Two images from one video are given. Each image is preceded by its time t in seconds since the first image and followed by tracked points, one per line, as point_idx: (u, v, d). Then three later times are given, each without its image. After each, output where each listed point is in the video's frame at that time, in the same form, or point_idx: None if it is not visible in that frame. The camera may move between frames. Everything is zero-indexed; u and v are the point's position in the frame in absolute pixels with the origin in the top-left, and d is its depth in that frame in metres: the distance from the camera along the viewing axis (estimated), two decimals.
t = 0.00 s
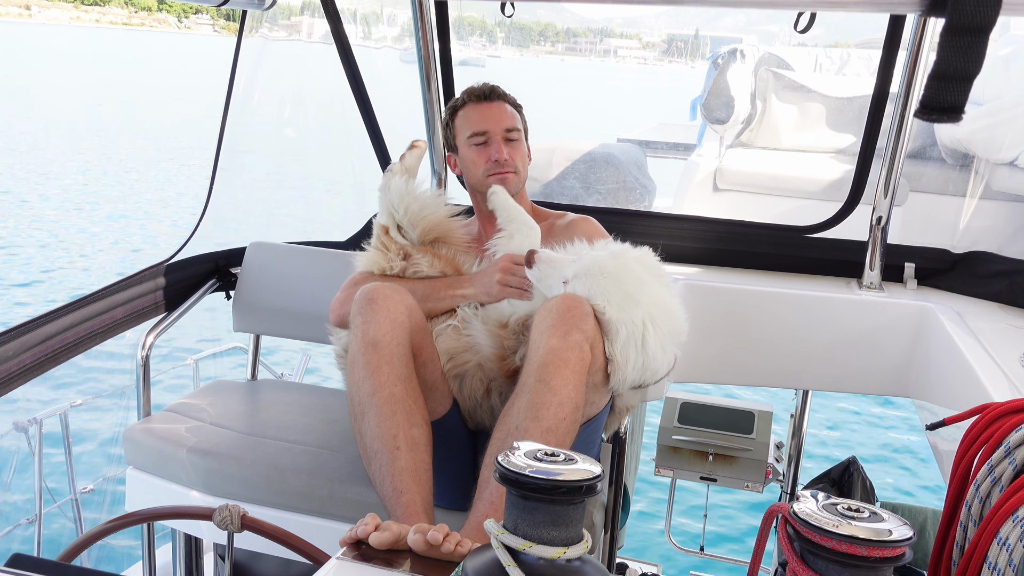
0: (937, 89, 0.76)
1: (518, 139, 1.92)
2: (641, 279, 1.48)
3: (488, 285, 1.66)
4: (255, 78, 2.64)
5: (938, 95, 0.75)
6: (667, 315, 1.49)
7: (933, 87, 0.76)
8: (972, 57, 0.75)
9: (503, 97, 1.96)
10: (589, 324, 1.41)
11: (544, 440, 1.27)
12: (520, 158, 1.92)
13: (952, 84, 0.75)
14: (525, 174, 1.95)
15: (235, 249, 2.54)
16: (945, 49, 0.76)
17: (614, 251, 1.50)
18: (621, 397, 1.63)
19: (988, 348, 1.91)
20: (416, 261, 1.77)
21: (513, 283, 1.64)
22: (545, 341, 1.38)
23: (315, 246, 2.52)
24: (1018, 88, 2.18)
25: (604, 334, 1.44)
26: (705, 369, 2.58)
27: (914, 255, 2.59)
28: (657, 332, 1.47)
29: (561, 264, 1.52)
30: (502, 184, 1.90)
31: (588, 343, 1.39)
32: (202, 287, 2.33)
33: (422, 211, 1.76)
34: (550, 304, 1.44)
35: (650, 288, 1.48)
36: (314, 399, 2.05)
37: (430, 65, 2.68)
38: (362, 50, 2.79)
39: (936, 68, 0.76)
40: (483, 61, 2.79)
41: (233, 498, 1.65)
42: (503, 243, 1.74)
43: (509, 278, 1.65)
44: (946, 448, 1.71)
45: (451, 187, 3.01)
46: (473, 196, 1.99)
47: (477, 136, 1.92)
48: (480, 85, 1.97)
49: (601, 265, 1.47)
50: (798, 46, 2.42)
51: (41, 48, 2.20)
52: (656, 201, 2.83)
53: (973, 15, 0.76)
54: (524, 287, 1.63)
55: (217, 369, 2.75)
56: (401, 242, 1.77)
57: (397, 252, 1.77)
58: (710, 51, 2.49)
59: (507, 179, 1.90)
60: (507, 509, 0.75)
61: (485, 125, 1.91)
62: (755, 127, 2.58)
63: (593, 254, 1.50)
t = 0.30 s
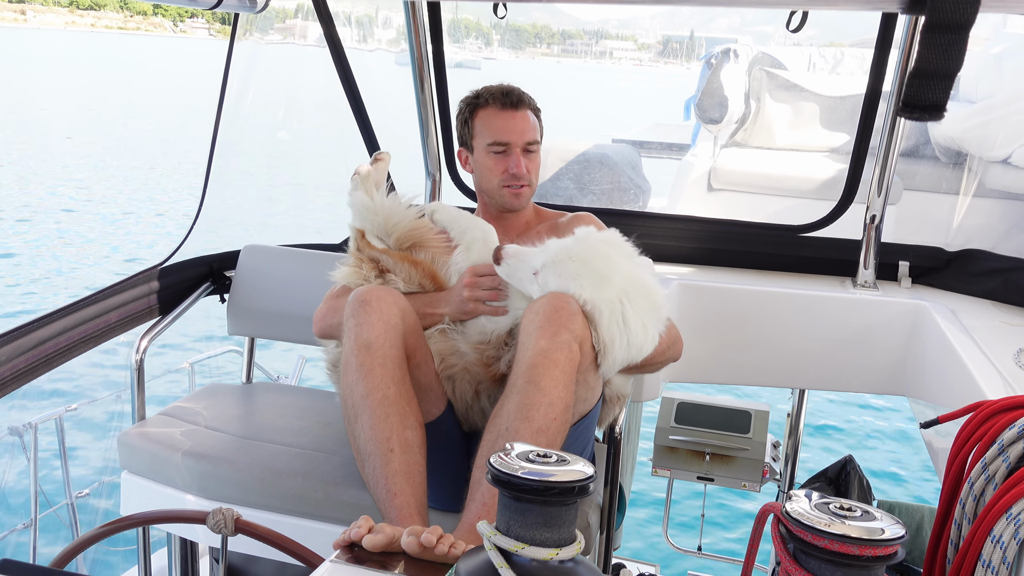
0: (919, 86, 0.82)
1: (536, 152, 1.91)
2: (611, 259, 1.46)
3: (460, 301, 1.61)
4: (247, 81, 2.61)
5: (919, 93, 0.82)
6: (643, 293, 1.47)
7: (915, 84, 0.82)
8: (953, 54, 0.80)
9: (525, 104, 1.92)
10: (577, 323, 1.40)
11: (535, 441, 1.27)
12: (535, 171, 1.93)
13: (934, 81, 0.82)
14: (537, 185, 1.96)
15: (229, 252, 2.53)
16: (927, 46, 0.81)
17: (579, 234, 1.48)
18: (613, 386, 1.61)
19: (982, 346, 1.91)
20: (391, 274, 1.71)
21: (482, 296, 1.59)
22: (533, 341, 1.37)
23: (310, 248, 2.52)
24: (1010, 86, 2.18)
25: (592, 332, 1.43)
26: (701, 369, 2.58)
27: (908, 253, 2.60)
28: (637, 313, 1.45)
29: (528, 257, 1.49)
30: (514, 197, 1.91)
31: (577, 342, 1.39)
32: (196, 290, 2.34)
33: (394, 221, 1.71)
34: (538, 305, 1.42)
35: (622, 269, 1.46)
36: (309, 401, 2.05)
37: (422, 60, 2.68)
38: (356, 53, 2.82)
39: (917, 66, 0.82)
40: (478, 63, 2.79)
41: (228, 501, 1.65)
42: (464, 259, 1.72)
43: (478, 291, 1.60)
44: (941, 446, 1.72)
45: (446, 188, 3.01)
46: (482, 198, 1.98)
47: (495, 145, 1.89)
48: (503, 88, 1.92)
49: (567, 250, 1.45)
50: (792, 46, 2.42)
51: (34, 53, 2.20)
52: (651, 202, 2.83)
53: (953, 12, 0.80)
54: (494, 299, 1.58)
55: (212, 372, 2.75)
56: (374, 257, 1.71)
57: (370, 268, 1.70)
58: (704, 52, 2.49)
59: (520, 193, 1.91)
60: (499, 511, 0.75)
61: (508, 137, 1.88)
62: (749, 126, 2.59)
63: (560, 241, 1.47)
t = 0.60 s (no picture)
0: (911, 91, 0.75)
1: (530, 158, 1.92)
2: (595, 253, 1.44)
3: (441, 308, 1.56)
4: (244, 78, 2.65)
5: (911, 97, 0.74)
6: (630, 282, 1.46)
7: (906, 89, 0.75)
8: (945, 57, 0.73)
9: (522, 110, 1.92)
10: (573, 327, 1.39)
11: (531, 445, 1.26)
12: (528, 178, 1.93)
13: (925, 85, 0.74)
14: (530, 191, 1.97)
15: (224, 255, 2.51)
16: (917, 50, 0.73)
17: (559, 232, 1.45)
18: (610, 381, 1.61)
19: (978, 348, 1.92)
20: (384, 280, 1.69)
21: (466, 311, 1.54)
22: (529, 344, 1.36)
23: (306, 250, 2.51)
24: (1006, 87, 2.19)
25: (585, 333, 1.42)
26: (697, 370, 2.58)
27: (904, 255, 2.59)
28: (627, 305, 1.44)
29: (510, 263, 1.46)
30: (507, 205, 1.92)
31: (573, 345, 1.38)
32: (190, 293, 2.31)
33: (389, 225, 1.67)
34: (531, 308, 1.41)
35: (605, 261, 1.45)
36: (304, 404, 2.04)
37: (419, 70, 2.72)
38: (351, 55, 2.81)
39: (908, 69, 0.74)
40: (475, 65, 2.79)
41: (223, 504, 1.65)
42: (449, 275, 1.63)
43: (461, 304, 1.54)
44: (937, 447, 1.72)
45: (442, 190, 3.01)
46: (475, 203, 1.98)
47: (490, 152, 1.89)
48: (500, 94, 1.91)
49: (551, 251, 1.43)
50: (788, 48, 2.42)
51: (30, 54, 2.19)
52: (647, 203, 2.82)
53: (944, 13, 0.73)
54: (479, 312, 1.54)
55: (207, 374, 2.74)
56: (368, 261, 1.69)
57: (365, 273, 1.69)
58: (700, 54, 2.49)
59: (513, 200, 1.92)
60: (495, 514, 0.75)
61: (502, 145, 1.88)
62: (745, 128, 2.59)
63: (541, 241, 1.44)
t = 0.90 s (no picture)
0: (914, 93, 0.76)
1: (529, 162, 1.91)
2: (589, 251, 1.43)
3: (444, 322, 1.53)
4: (240, 87, 2.65)
5: (915, 99, 0.76)
6: (626, 275, 1.48)
7: (910, 91, 0.76)
8: (949, 61, 0.75)
9: (518, 114, 1.91)
10: (606, 347, 1.39)
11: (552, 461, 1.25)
12: (527, 181, 1.93)
13: (930, 88, 0.76)
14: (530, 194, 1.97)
15: (222, 259, 2.53)
16: (923, 52, 0.75)
17: (552, 233, 1.42)
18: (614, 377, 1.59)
19: (976, 349, 1.92)
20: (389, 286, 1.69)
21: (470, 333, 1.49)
22: (560, 360, 1.36)
23: (303, 254, 2.51)
24: (1002, 89, 2.20)
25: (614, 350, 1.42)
26: (695, 373, 2.59)
27: (901, 257, 2.57)
28: (631, 300, 1.46)
29: (504, 273, 1.39)
30: (507, 209, 1.92)
31: (604, 366, 1.38)
32: (190, 297, 2.34)
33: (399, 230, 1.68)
34: (564, 321, 1.39)
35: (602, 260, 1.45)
36: (303, 408, 2.04)
37: (416, 71, 2.73)
38: (348, 57, 2.81)
39: (913, 72, 0.76)
40: (471, 68, 2.79)
41: (222, 508, 1.64)
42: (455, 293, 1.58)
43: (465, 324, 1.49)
44: (935, 449, 1.73)
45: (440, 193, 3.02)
46: (475, 207, 1.98)
47: (489, 158, 1.89)
48: (495, 97, 1.90)
49: (552, 254, 1.38)
50: (784, 50, 2.43)
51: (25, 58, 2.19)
52: (644, 206, 2.83)
53: (948, 17, 0.75)
54: (483, 333, 1.50)
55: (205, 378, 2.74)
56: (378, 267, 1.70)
57: (372, 277, 1.69)
58: (696, 57, 2.50)
59: (513, 204, 1.91)
60: (496, 517, 0.74)
61: (501, 149, 1.87)
62: (742, 131, 2.60)
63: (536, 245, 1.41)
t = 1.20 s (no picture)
0: (913, 92, 0.80)
1: (519, 164, 1.91)
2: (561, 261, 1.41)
3: (437, 325, 1.54)
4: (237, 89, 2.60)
5: (914, 98, 0.79)
6: (602, 273, 1.47)
7: (909, 90, 0.80)
8: (948, 60, 0.79)
9: (510, 115, 1.90)
10: (603, 348, 1.39)
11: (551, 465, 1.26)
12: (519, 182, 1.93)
13: (928, 86, 0.79)
14: (523, 195, 1.96)
15: (219, 260, 2.47)
16: (923, 52, 0.79)
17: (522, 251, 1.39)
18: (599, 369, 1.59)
19: (973, 351, 1.92)
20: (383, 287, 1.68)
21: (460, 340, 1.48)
22: (557, 363, 1.34)
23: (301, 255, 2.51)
24: (998, 91, 2.21)
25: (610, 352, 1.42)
26: (692, 374, 2.59)
27: (899, 259, 2.57)
28: (613, 299, 1.46)
29: (482, 301, 1.35)
30: (499, 211, 1.92)
31: (601, 368, 1.38)
32: (187, 298, 2.30)
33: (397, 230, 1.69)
34: (560, 327, 1.37)
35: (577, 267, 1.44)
36: (301, 409, 2.04)
37: (413, 71, 2.73)
38: (346, 59, 2.81)
39: (913, 71, 0.80)
40: (469, 70, 2.80)
41: (219, 509, 1.64)
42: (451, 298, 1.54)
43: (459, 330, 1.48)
44: (933, 451, 1.73)
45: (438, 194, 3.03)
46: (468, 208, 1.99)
47: (478, 160, 1.89)
48: (485, 98, 1.89)
49: (526, 274, 1.35)
50: (781, 52, 2.43)
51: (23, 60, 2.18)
52: (642, 208, 2.84)
53: (947, 16, 0.79)
54: (473, 341, 1.48)
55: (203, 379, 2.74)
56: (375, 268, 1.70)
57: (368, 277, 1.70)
58: (694, 59, 2.50)
59: (505, 205, 1.92)
60: (493, 518, 0.75)
61: (488, 151, 1.88)
62: (740, 132, 2.61)
63: (509, 263, 1.38)
